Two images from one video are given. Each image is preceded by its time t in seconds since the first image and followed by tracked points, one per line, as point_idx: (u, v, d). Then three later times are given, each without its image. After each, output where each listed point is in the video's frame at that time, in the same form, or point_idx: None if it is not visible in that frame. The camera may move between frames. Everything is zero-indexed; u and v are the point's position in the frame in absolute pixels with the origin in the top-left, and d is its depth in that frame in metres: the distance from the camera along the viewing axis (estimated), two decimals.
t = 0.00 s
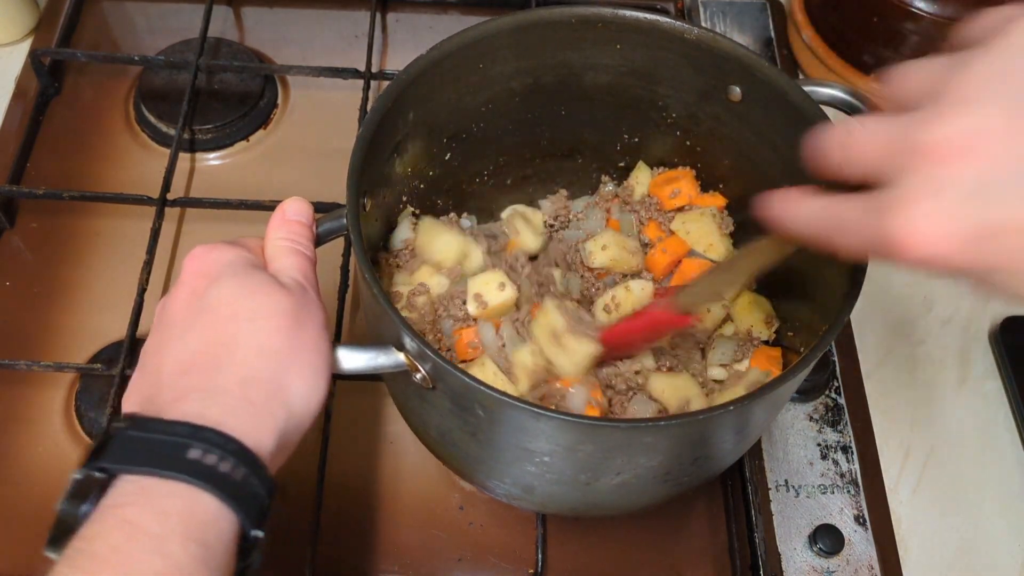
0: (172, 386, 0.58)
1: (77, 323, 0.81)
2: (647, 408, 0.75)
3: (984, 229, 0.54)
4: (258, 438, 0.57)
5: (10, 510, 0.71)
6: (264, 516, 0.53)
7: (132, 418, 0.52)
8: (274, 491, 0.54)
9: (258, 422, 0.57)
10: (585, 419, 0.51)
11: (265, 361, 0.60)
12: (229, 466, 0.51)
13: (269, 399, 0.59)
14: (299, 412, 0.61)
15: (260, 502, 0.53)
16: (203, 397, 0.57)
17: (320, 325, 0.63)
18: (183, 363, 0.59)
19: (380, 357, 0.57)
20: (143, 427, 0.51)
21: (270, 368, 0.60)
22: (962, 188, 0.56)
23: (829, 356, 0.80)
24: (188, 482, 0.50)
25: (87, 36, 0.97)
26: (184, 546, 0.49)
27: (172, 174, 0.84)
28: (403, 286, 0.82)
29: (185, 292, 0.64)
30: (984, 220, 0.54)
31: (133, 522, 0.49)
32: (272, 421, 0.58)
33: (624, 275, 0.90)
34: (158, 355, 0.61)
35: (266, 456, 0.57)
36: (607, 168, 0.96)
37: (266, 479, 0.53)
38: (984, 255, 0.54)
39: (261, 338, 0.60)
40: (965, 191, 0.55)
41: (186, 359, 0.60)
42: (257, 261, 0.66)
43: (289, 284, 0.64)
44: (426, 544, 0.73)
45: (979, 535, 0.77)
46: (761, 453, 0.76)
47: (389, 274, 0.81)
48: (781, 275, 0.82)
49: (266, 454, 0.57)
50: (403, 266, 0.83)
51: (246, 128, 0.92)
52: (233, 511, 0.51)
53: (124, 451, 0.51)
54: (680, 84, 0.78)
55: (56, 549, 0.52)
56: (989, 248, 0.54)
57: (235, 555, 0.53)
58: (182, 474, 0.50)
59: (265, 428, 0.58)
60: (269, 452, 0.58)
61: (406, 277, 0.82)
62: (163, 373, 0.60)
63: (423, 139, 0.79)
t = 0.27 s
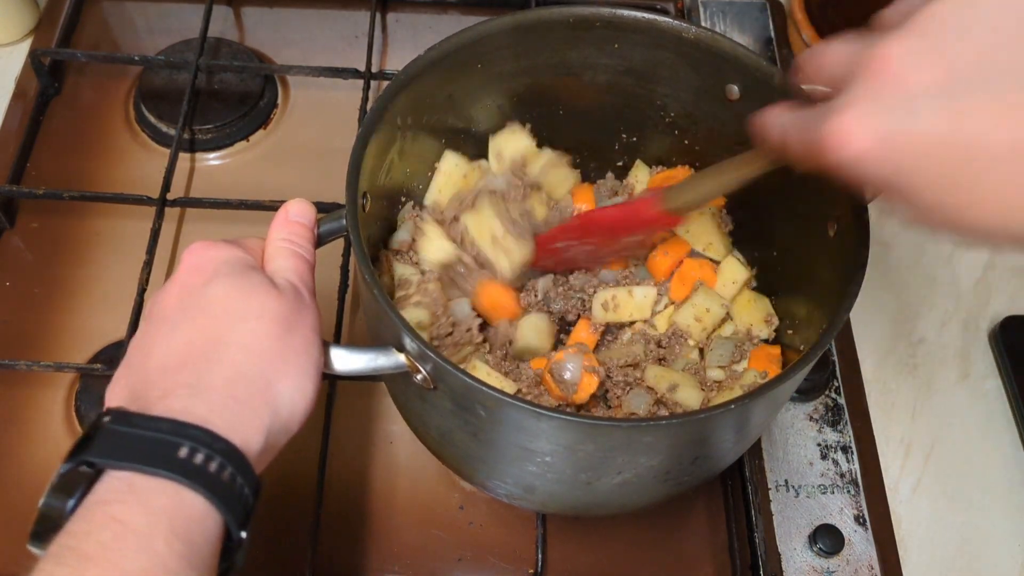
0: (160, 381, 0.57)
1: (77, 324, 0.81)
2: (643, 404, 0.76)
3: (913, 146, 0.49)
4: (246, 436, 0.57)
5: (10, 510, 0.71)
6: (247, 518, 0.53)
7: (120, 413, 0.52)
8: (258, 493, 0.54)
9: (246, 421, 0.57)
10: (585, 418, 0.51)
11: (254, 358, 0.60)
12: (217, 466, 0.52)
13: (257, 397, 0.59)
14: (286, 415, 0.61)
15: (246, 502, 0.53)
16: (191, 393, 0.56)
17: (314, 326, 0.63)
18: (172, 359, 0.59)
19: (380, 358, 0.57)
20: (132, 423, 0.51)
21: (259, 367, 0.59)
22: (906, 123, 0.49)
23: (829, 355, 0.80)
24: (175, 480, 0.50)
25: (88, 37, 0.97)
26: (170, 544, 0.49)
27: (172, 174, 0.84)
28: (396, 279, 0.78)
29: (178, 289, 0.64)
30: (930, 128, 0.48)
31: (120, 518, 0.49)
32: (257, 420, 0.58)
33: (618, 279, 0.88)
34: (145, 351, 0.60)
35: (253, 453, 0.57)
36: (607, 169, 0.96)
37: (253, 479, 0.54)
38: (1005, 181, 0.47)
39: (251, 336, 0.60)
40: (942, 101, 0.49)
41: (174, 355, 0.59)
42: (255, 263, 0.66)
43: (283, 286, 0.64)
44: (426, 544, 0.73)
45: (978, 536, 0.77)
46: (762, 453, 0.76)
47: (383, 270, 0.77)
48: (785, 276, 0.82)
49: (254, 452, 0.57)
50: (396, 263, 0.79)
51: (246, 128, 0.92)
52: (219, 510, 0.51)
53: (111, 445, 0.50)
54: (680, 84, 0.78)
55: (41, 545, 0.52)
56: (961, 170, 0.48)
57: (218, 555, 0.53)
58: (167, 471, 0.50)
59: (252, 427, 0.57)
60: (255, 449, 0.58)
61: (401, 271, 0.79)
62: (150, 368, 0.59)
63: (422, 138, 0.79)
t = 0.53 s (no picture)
0: (152, 383, 0.58)
1: (78, 324, 0.81)
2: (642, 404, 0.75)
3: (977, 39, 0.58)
4: (238, 430, 0.56)
5: (10, 510, 0.71)
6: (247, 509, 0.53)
7: (111, 414, 0.52)
8: (255, 484, 0.54)
9: (237, 414, 0.57)
10: (585, 418, 0.51)
11: (244, 355, 0.60)
12: (207, 459, 0.51)
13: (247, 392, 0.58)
14: (275, 405, 0.61)
15: (241, 493, 0.53)
16: (179, 391, 0.56)
17: (307, 317, 0.63)
18: (163, 361, 0.59)
19: (380, 358, 0.57)
20: (122, 422, 0.51)
21: (247, 361, 0.59)
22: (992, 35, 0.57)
23: (829, 355, 0.80)
24: (167, 475, 0.50)
25: (88, 37, 0.97)
26: (164, 540, 0.49)
27: (172, 174, 0.84)
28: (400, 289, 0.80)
29: (171, 294, 0.64)
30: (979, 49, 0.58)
31: (114, 517, 0.49)
32: (249, 414, 0.58)
33: (617, 280, 0.87)
34: (141, 358, 0.61)
35: (246, 448, 0.57)
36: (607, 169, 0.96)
37: (246, 470, 0.53)
38: (1004, 64, 0.57)
39: (243, 333, 0.60)
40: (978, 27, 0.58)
41: (166, 357, 0.59)
42: (248, 265, 0.66)
43: (284, 283, 0.64)
44: (426, 544, 0.73)
45: (978, 536, 0.77)
46: (762, 453, 0.76)
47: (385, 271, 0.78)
48: (785, 275, 0.82)
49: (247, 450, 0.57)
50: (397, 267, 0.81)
51: (246, 127, 0.92)
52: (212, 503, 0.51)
53: (99, 445, 0.50)
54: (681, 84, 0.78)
55: (40, 546, 0.51)
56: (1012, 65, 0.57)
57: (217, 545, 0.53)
58: (158, 467, 0.50)
59: (244, 422, 0.57)
60: (249, 444, 0.57)
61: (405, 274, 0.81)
62: (145, 373, 0.59)
63: (423, 137, 0.79)
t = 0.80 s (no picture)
0: (173, 403, 0.59)
1: (78, 324, 0.81)
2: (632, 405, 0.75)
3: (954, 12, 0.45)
4: (256, 427, 0.57)
5: (11, 510, 0.71)
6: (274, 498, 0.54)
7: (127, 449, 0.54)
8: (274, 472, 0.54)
9: (253, 412, 0.58)
10: (581, 419, 0.51)
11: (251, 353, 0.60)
12: (217, 458, 0.52)
13: (258, 386, 0.59)
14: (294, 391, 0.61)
15: (263, 482, 0.53)
16: (193, 403, 0.57)
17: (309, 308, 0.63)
18: (180, 379, 0.61)
19: (379, 356, 0.57)
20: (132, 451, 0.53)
21: (256, 358, 0.60)
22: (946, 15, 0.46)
23: (828, 355, 0.80)
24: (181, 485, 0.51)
25: (87, 37, 0.97)
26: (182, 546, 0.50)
27: (172, 174, 0.84)
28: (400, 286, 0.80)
29: (178, 312, 0.65)
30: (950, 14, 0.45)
31: (134, 536, 0.50)
32: (265, 410, 0.58)
33: (610, 286, 0.90)
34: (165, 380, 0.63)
35: (271, 440, 0.58)
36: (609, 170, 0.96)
37: (261, 459, 0.54)
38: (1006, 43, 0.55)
39: (249, 332, 0.61)
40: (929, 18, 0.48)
41: (182, 373, 0.61)
42: (244, 274, 0.66)
43: (279, 282, 0.64)
44: (426, 544, 0.73)
45: (978, 536, 0.77)
46: (762, 453, 0.76)
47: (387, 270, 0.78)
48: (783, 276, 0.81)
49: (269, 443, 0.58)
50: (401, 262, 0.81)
51: (246, 128, 0.92)
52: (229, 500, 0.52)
53: (120, 475, 0.52)
54: (681, 85, 0.78)
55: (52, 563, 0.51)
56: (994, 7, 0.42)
57: (257, 538, 0.54)
58: (170, 479, 0.51)
59: (257, 416, 0.58)
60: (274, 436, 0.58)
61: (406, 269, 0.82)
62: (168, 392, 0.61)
63: (423, 137, 0.79)
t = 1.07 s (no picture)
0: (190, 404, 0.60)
1: (78, 323, 0.81)
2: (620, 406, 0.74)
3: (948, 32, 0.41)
4: (269, 421, 0.57)
5: (11, 510, 0.71)
6: (295, 491, 0.53)
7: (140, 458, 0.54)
8: (292, 465, 0.54)
9: (266, 407, 0.58)
10: (582, 422, 0.51)
11: (262, 350, 0.60)
12: (233, 458, 0.52)
13: (271, 380, 0.59)
14: (311, 381, 0.61)
15: (280, 479, 0.53)
16: (208, 404, 0.58)
17: (314, 303, 0.63)
18: (196, 380, 0.61)
19: (379, 355, 0.57)
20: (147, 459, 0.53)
21: (268, 354, 0.60)
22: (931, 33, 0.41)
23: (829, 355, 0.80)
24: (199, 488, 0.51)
25: (88, 36, 0.97)
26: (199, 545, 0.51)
27: (172, 174, 0.84)
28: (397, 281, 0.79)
29: (189, 317, 0.65)
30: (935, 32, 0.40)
31: (151, 541, 0.51)
32: (279, 404, 0.58)
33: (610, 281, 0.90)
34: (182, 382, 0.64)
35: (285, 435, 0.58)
36: (614, 173, 0.96)
37: (276, 456, 0.54)
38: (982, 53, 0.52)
39: (260, 329, 0.61)
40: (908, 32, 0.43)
41: (197, 374, 0.61)
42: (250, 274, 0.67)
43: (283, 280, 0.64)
44: (426, 544, 0.73)
45: (978, 535, 0.77)
46: (762, 453, 0.76)
47: (390, 266, 0.78)
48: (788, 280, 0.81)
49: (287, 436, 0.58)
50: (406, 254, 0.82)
51: (246, 128, 0.92)
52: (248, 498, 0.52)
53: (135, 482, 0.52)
54: (687, 88, 0.78)
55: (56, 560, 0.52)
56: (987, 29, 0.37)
57: (274, 532, 0.54)
58: (188, 483, 0.51)
59: (272, 410, 0.58)
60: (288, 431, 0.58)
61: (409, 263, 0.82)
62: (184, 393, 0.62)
63: (428, 137, 0.79)
